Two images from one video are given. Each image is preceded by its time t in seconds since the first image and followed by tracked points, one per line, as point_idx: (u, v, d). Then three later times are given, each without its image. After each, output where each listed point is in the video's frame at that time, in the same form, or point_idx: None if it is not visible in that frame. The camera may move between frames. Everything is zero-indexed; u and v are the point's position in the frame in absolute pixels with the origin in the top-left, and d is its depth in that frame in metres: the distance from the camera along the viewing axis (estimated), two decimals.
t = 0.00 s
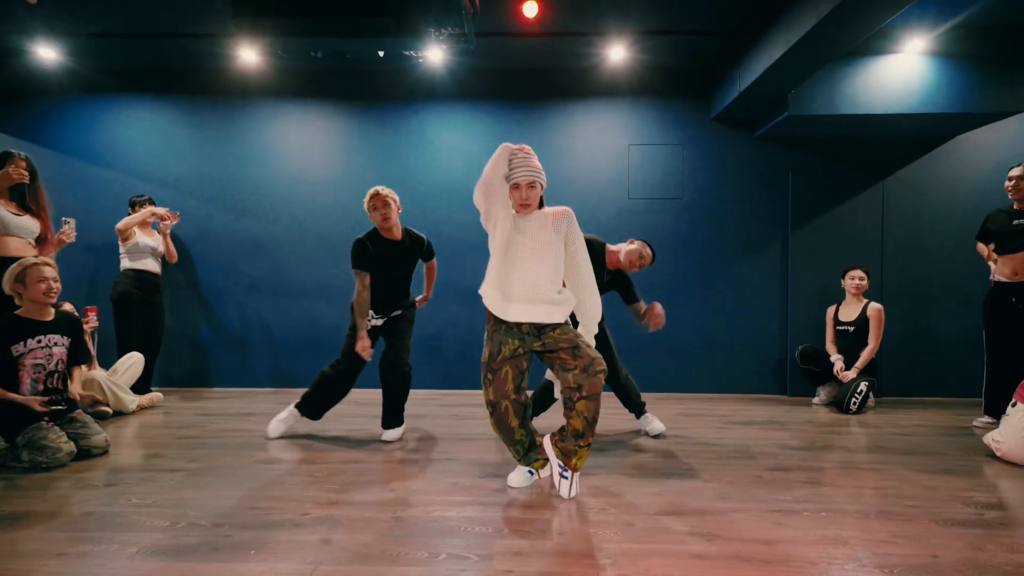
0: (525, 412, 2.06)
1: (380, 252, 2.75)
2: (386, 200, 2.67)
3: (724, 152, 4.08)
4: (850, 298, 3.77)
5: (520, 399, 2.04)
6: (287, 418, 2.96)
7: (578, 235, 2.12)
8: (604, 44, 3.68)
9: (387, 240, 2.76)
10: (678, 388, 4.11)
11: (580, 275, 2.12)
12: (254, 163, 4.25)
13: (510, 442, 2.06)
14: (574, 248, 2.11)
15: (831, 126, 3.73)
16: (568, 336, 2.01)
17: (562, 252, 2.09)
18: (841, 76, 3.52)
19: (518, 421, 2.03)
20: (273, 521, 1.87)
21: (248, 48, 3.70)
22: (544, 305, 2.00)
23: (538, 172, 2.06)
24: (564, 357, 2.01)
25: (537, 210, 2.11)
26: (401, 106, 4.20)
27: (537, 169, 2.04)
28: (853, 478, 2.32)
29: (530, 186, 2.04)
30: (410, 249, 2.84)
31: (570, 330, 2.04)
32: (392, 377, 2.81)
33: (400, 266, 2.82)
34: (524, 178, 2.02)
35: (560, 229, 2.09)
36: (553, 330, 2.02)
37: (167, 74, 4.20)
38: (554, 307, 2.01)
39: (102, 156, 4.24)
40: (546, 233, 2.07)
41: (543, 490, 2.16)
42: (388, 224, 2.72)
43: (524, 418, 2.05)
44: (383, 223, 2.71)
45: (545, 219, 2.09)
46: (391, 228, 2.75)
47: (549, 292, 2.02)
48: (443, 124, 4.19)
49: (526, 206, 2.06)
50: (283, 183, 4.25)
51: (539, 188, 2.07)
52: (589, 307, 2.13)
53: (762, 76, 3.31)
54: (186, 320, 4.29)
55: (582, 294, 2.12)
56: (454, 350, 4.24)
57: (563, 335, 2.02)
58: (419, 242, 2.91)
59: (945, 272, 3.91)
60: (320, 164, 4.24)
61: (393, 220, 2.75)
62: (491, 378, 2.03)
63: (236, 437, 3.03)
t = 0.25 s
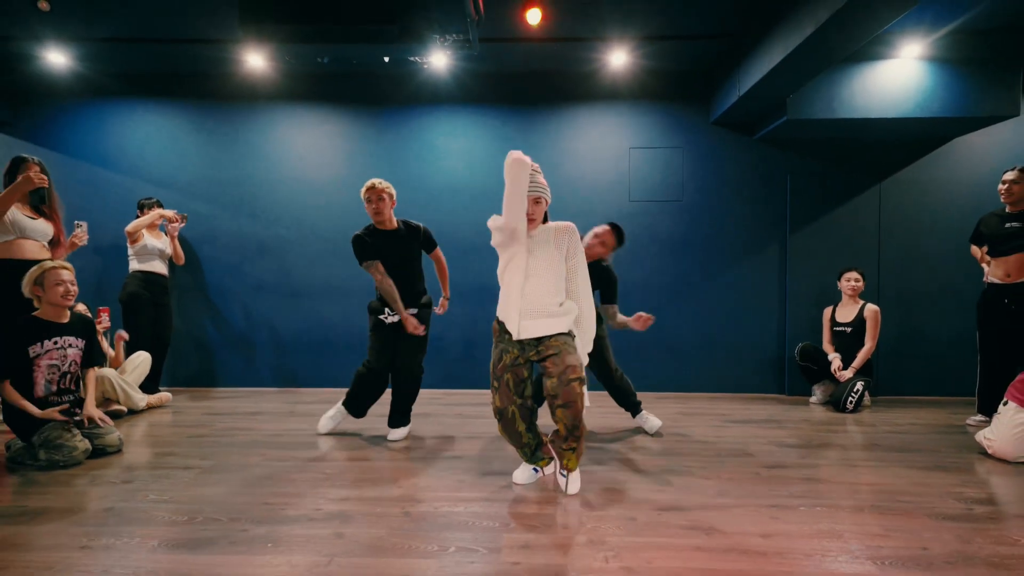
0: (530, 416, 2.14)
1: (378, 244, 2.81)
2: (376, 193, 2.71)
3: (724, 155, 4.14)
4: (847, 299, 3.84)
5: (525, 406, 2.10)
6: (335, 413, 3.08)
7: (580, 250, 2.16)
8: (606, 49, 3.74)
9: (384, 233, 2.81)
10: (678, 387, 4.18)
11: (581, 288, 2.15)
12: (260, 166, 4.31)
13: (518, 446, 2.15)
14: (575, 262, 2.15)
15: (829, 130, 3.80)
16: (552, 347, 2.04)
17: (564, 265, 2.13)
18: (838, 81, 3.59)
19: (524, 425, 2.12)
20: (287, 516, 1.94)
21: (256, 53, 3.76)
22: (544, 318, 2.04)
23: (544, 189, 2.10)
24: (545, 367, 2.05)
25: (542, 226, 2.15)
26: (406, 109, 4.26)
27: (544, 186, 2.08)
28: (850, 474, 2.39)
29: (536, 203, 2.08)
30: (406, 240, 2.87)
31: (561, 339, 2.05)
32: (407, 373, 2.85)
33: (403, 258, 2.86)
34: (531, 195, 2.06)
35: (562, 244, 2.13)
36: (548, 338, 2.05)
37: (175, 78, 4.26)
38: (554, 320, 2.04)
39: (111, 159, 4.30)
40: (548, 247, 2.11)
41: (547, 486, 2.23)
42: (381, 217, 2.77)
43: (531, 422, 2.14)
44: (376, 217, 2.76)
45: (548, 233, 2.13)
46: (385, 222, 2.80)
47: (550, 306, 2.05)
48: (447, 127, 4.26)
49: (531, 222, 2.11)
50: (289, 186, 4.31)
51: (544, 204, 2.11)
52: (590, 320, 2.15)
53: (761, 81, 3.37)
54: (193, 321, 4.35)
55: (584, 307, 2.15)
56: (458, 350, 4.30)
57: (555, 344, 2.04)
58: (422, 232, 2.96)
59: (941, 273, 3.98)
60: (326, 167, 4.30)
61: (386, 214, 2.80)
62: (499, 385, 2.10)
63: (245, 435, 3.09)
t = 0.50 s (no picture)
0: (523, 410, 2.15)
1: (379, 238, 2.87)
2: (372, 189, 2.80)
3: (722, 154, 4.17)
4: (842, 296, 3.87)
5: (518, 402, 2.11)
6: (361, 411, 3.11)
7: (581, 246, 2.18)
8: (604, 49, 3.77)
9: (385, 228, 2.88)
10: (676, 384, 4.21)
11: (582, 283, 2.17)
12: (261, 165, 4.33)
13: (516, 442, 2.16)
14: (577, 258, 2.17)
15: (825, 128, 3.83)
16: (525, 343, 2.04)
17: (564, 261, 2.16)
18: (835, 81, 3.62)
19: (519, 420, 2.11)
20: (289, 510, 1.96)
21: (256, 53, 3.78)
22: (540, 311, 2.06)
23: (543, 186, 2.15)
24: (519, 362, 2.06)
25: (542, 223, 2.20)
26: (406, 108, 4.28)
27: (542, 182, 2.14)
28: (845, 469, 2.42)
29: (535, 198, 2.13)
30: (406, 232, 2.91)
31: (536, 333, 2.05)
32: (410, 367, 2.85)
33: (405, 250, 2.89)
34: (529, 190, 2.11)
35: (562, 239, 2.17)
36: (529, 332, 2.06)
37: (176, 78, 4.28)
38: (551, 314, 2.06)
39: (112, 157, 4.32)
40: (548, 242, 2.15)
41: (545, 480, 2.26)
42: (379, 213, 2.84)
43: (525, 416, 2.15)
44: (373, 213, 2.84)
45: (547, 229, 2.17)
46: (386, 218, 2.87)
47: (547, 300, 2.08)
48: (446, 127, 4.28)
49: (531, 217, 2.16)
50: (289, 185, 4.34)
51: (543, 200, 2.16)
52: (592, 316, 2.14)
53: (758, 81, 3.40)
54: (194, 319, 4.38)
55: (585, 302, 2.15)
56: (458, 348, 4.33)
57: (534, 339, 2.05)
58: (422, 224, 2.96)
59: (937, 271, 4.01)
60: (326, 166, 4.32)
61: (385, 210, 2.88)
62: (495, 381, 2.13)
63: (247, 431, 3.12)
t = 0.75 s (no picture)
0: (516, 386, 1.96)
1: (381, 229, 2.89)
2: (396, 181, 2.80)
3: (717, 149, 4.17)
4: (836, 291, 3.88)
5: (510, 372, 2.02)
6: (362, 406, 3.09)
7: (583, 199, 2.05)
8: (599, 44, 3.76)
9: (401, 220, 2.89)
10: (671, 380, 4.21)
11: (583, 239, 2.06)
12: (254, 160, 4.31)
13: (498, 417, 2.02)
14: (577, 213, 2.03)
15: (819, 124, 3.83)
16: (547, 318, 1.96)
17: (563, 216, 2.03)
18: (829, 75, 3.62)
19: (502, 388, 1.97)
20: (281, 503, 1.95)
21: (249, 46, 3.75)
22: (540, 274, 1.99)
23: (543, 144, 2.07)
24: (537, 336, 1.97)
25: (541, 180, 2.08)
26: (401, 103, 4.26)
27: (542, 139, 2.05)
28: (840, 462, 2.42)
29: (534, 155, 2.03)
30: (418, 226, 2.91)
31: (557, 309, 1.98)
32: (393, 362, 2.84)
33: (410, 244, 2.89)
34: (529, 147, 2.02)
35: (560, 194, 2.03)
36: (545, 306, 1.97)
37: (168, 71, 4.25)
38: (546, 274, 1.99)
39: (104, 152, 4.28)
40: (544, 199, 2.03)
41: (539, 474, 2.25)
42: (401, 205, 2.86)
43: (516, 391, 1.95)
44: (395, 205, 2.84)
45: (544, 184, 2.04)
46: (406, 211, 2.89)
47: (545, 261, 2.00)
48: (441, 121, 4.26)
49: (531, 174, 2.04)
50: (283, 179, 4.31)
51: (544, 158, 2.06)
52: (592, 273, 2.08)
53: (752, 76, 3.40)
54: (187, 314, 4.35)
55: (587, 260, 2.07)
56: (453, 343, 4.32)
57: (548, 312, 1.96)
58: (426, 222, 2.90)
59: (931, 267, 4.02)
60: (320, 160, 4.30)
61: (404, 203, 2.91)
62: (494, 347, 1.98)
63: (240, 427, 3.10)
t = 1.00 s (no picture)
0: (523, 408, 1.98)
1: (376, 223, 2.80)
2: (395, 178, 2.68)
3: (715, 146, 4.11)
4: (835, 290, 3.83)
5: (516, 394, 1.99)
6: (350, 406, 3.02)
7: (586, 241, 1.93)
8: (596, 38, 3.69)
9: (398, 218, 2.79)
10: (668, 380, 4.15)
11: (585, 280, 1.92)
12: (244, 156, 4.22)
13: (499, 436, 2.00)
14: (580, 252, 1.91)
15: (819, 120, 3.78)
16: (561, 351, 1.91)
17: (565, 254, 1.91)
18: (830, 71, 3.56)
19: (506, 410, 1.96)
20: (267, 511, 1.88)
21: (238, 39, 3.67)
22: (530, 320, 1.87)
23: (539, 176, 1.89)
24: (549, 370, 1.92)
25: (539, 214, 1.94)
26: (393, 98, 4.18)
27: (535, 171, 1.87)
28: (843, 465, 2.36)
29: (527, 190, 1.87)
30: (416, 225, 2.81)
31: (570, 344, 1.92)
32: (380, 359, 2.76)
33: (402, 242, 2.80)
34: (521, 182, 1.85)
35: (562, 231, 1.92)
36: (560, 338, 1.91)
37: (156, 65, 4.15)
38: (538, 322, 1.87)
39: (89, 147, 4.18)
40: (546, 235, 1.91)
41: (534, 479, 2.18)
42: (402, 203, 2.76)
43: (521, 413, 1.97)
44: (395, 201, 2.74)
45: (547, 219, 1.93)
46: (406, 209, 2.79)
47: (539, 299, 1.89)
48: (435, 117, 4.19)
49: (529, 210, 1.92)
50: (273, 176, 4.22)
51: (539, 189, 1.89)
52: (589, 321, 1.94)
53: (752, 71, 3.34)
54: (175, 314, 4.26)
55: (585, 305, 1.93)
56: (447, 343, 4.24)
57: (556, 348, 1.90)
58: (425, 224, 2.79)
59: (931, 265, 3.97)
60: (311, 157, 4.22)
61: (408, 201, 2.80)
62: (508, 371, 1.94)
63: (227, 429, 3.02)
